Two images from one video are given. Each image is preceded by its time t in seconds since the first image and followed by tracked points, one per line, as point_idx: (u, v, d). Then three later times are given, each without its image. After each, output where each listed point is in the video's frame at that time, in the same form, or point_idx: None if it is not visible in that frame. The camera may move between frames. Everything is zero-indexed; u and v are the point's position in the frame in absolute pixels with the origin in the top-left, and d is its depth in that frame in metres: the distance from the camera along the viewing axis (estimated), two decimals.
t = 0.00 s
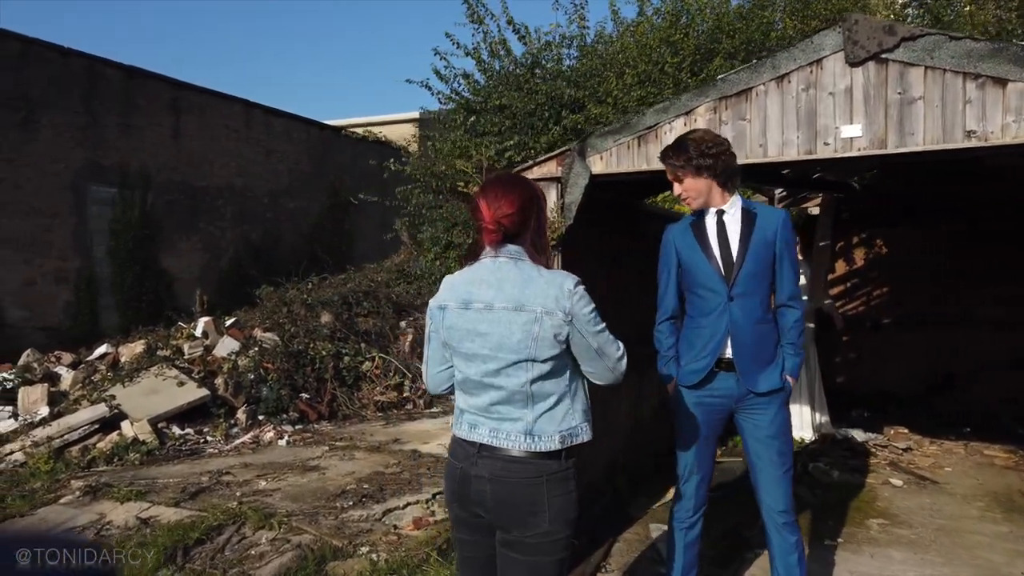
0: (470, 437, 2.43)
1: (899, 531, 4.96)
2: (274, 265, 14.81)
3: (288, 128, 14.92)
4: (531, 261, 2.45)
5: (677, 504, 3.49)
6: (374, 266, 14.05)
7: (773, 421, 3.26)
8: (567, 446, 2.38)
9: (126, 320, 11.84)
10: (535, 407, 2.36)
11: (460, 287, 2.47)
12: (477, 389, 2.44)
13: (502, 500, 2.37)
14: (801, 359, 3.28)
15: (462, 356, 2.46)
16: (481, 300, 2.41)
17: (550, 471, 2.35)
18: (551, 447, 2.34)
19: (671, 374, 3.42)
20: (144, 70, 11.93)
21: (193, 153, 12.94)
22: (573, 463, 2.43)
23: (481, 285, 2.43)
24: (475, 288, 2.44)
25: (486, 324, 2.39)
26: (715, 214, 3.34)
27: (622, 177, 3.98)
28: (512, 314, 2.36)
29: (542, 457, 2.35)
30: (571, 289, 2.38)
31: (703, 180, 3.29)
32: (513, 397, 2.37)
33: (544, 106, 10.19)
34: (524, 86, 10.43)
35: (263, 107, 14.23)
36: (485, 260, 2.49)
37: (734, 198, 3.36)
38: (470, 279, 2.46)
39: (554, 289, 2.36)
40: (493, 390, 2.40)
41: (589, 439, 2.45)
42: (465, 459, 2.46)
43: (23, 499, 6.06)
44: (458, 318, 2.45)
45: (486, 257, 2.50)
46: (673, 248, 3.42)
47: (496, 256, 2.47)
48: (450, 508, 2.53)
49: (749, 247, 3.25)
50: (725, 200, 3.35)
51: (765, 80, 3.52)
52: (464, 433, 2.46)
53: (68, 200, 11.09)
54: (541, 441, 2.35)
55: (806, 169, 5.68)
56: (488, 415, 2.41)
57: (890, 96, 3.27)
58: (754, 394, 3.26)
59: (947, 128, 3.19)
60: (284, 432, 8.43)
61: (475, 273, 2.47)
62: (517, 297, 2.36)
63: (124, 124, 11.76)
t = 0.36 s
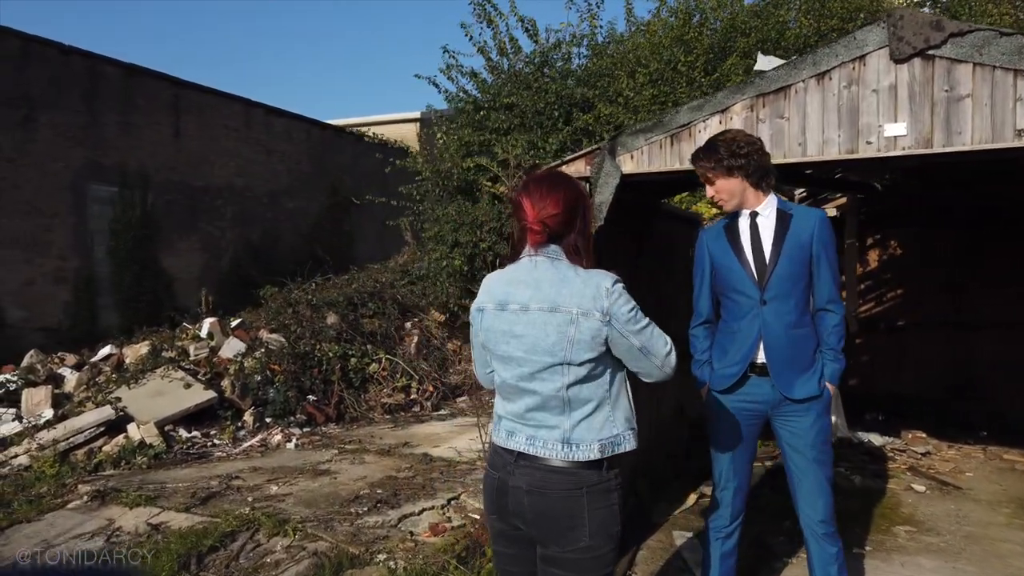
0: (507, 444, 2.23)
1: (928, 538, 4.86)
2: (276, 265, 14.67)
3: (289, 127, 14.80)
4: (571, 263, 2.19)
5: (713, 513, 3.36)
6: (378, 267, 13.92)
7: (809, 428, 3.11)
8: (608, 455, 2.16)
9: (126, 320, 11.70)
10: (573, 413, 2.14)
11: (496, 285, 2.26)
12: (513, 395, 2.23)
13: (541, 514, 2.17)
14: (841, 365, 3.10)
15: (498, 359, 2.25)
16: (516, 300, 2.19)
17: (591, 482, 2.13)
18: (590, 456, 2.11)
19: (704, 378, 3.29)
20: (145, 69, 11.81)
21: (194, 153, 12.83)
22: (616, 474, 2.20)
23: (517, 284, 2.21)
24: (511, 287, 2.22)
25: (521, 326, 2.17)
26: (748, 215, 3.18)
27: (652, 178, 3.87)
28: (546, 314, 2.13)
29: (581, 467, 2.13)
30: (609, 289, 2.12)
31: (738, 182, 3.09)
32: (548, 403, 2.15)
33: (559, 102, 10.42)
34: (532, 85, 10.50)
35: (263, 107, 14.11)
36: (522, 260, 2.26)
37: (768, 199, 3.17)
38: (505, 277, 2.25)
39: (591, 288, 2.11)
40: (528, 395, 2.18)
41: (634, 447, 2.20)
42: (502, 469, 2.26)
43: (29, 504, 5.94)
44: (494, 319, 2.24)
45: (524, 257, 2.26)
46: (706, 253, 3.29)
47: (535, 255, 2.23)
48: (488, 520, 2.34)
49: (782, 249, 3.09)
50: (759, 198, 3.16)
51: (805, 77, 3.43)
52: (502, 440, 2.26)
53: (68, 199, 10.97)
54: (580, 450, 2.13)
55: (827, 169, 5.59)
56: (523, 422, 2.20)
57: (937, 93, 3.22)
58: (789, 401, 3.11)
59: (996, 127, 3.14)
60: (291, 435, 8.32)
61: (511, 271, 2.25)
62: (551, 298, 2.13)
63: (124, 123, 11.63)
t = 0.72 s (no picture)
0: (511, 447, 2.05)
1: (913, 539, 4.77)
2: (242, 265, 14.31)
3: (256, 124, 14.46)
4: (574, 254, 2.00)
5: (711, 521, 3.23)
6: (348, 266, 13.65)
7: (813, 430, 3.00)
8: (620, 454, 1.97)
9: (86, 322, 11.29)
10: (582, 410, 1.95)
11: (496, 280, 2.10)
12: (519, 395, 2.05)
13: (543, 528, 1.98)
14: (842, 365, 3.01)
15: (501, 357, 2.08)
16: (519, 293, 2.02)
17: (597, 495, 1.94)
18: (601, 454, 1.92)
19: (704, 380, 3.17)
20: (106, 61, 11.43)
21: (158, 149, 12.45)
22: (626, 480, 1.99)
23: (519, 276, 2.04)
24: (513, 279, 2.05)
25: (525, 320, 2.00)
26: (749, 214, 3.09)
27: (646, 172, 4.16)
28: (553, 307, 1.96)
29: (588, 477, 1.94)
30: (614, 270, 1.94)
31: (739, 179, 3.01)
32: (556, 400, 1.97)
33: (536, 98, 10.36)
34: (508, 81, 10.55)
35: (230, 103, 13.77)
36: (523, 253, 2.10)
37: (770, 196, 3.08)
38: (506, 271, 2.08)
39: (591, 272, 1.93)
40: (535, 393, 2.01)
41: (652, 437, 2.00)
42: (505, 476, 2.07)
43: None
44: (497, 318, 2.07)
45: (526, 248, 2.09)
46: (704, 253, 3.18)
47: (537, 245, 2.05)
48: (489, 531, 2.15)
49: (784, 247, 3.00)
50: (757, 199, 3.07)
51: (805, 72, 3.89)
52: (505, 443, 2.07)
53: (25, 196, 10.54)
54: (590, 448, 1.94)
55: (811, 167, 5.54)
56: (529, 421, 2.02)
57: (939, 89, 3.67)
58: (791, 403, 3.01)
59: (996, 123, 3.59)
60: (260, 439, 8.06)
61: (513, 264, 2.09)
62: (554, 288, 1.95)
63: (84, 117, 11.22)
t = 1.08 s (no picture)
0: (470, 454, 1.95)
1: (837, 534, 4.84)
2: (147, 265, 13.53)
3: (161, 115, 13.69)
4: (543, 248, 1.90)
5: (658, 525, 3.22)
6: (261, 266, 13.09)
7: (765, 432, 3.05)
8: (587, 462, 1.90)
9: None
10: (553, 414, 1.87)
11: (460, 275, 1.98)
12: (483, 398, 1.94)
13: (497, 544, 1.89)
14: (799, 365, 3.11)
15: (464, 358, 1.96)
16: (486, 289, 1.90)
17: (558, 512, 1.87)
18: (569, 460, 1.86)
19: (660, 380, 3.19)
20: None
21: (52, 139, 11.59)
22: (586, 496, 1.92)
23: (485, 270, 1.93)
24: (478, 274, 1.93)
25: (492, 318, 1.89)
26: (703, 214, 3.17)
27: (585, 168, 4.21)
28: (522, 304, 1.85)
29: (550, 492, 1.86)
30: (589, 263, 1.85)
31: (694, 181, 3.08)
32: (525, 403, 1.87)
33: (462, 92, 10.38)
34: (431, 76, 10.54)
35: (133, 92, 12.98)
36: (486, 248, 1.99)
37: (724, 196, 3.16)
38: (471, 265, 1.96)
39: (564, 266, 1.84)
40: (503, 396, 1.90)
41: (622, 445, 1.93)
42: (458, 486, 1.97)
43: None
44: (461, 317, 1.95)
45: (489, 245, 1.98)
46: (660, 253, 3.25)
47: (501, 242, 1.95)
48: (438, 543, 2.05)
49: (739, 249, 3.08)
50: (712, 198, 3.15)
51: (743, 70, 3.89)
52: (466, 449, 1.96)
53: None
54: (558, 454, 1.86)
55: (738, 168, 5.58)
56: (493, 426, 1.92)
57: (873, 91, 3.71)
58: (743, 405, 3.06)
59: (928, 126, 3.66)
60: (170, 449, 7.61)
61: (477, 258, 1.98)
62: (525, 284, 1.85)
63: None
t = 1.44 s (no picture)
0: (477, 461, 1.89)
1: (794, 532, 4.90)
2: (68, 263, 12.81)
3: (83, 106, 13.00)
4: (557, 246, 1.85)
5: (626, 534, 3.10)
6: (192, 265, 12.57)
7: (738, 436, 3.00)
8: (600, 469, 1.87)
9: None
10: (567, 421, 1.83)
11: (468, 274, 1.91)
12: (493, 402, 1.88)
13: (506, 556, 1.84)
14: (767, 368, 3.07)
15: (473, 361, 1.90)
16: (497, 290, 1.84)
17: (570, 523, 1.82)
18: (585, 467, 1.82)
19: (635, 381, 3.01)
20: None
21: None
22: (598, 506, 1.88)
23: (495, 269, 1.86)
24: (488, 273, 1.87)
25: (504, 321, 1.83)
26: (676, 210, 3.06)
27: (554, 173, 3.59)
28: (537, 305, 1.79)
29: (563, 502, 1.82)
30: (606, 262, 1.82)
31: (667, 174, 2.96)
32: (539, 409, 1.82)
33: (407, 90, 10.27)
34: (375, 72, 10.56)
35: (53, 82, 12.28)
36: (493, 246, 1.92)
37: (698, 194, 3.06)
38: (479, 264, 1.89)
39: (582, 265, 1.79)
40: (514, 402, 1.84)
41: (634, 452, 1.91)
42: (463, 495, 1.91)
43: None
44: (470, 318, 1.88)
45: (497, 243, 1.91)
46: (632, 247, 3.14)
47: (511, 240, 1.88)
48: (438, 553, 1.99)
49: (715, 249, 3.00)
50: (687, 197, 3.05)
51: (718, 69, 3.27)
52: (473, 456, 1.90)
53: None
54: (572, 462, 1.82)
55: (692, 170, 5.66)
56: (504, 431, 1.86)
57: (846, 93, 3.14)
58: (717, 409, 3.00)
59: (901, 129, 3.10)
60: (100, 459, 7.21)
61: (486, 257, 1.91)
62: (541, 284, 1.79)
63: None
